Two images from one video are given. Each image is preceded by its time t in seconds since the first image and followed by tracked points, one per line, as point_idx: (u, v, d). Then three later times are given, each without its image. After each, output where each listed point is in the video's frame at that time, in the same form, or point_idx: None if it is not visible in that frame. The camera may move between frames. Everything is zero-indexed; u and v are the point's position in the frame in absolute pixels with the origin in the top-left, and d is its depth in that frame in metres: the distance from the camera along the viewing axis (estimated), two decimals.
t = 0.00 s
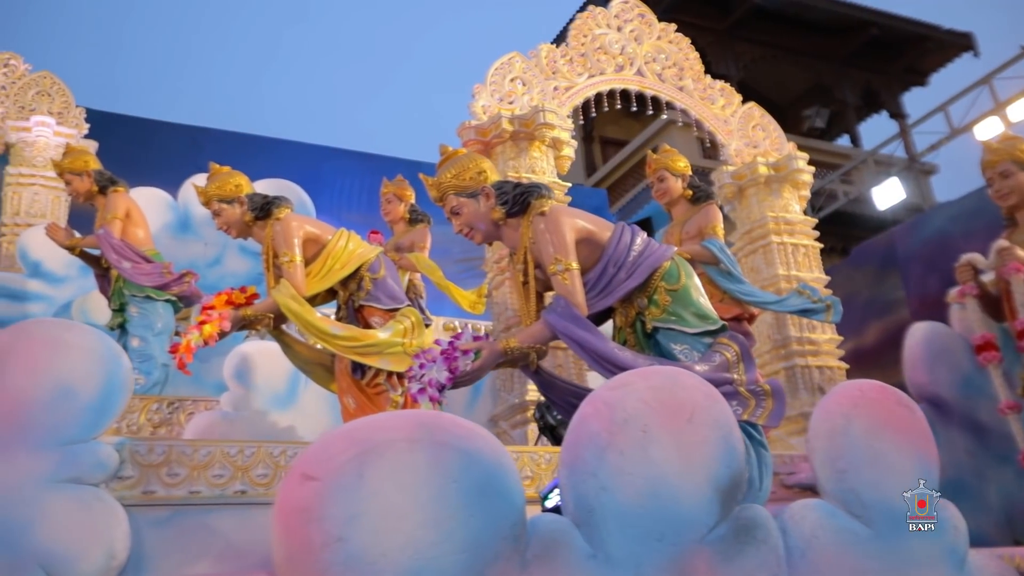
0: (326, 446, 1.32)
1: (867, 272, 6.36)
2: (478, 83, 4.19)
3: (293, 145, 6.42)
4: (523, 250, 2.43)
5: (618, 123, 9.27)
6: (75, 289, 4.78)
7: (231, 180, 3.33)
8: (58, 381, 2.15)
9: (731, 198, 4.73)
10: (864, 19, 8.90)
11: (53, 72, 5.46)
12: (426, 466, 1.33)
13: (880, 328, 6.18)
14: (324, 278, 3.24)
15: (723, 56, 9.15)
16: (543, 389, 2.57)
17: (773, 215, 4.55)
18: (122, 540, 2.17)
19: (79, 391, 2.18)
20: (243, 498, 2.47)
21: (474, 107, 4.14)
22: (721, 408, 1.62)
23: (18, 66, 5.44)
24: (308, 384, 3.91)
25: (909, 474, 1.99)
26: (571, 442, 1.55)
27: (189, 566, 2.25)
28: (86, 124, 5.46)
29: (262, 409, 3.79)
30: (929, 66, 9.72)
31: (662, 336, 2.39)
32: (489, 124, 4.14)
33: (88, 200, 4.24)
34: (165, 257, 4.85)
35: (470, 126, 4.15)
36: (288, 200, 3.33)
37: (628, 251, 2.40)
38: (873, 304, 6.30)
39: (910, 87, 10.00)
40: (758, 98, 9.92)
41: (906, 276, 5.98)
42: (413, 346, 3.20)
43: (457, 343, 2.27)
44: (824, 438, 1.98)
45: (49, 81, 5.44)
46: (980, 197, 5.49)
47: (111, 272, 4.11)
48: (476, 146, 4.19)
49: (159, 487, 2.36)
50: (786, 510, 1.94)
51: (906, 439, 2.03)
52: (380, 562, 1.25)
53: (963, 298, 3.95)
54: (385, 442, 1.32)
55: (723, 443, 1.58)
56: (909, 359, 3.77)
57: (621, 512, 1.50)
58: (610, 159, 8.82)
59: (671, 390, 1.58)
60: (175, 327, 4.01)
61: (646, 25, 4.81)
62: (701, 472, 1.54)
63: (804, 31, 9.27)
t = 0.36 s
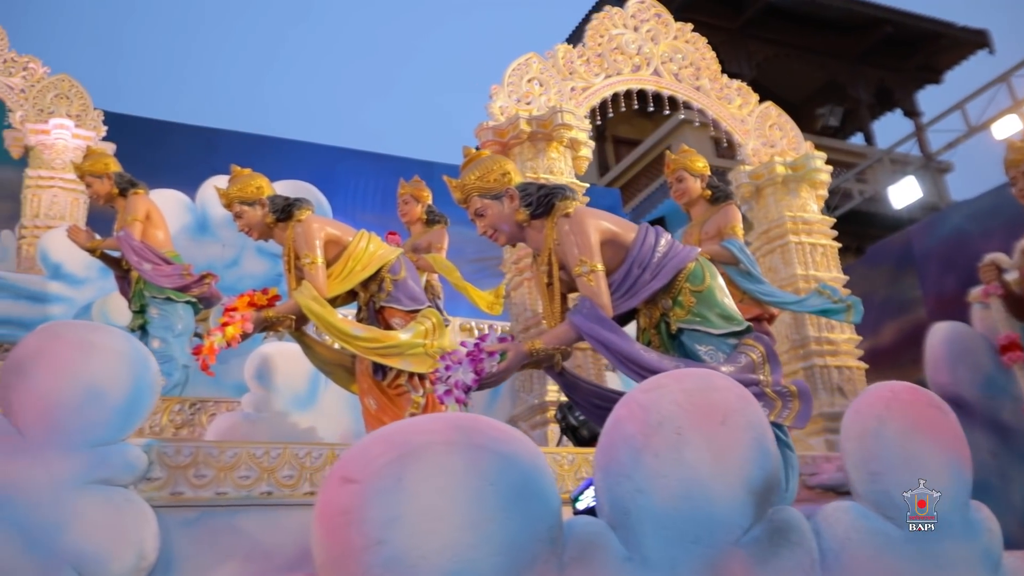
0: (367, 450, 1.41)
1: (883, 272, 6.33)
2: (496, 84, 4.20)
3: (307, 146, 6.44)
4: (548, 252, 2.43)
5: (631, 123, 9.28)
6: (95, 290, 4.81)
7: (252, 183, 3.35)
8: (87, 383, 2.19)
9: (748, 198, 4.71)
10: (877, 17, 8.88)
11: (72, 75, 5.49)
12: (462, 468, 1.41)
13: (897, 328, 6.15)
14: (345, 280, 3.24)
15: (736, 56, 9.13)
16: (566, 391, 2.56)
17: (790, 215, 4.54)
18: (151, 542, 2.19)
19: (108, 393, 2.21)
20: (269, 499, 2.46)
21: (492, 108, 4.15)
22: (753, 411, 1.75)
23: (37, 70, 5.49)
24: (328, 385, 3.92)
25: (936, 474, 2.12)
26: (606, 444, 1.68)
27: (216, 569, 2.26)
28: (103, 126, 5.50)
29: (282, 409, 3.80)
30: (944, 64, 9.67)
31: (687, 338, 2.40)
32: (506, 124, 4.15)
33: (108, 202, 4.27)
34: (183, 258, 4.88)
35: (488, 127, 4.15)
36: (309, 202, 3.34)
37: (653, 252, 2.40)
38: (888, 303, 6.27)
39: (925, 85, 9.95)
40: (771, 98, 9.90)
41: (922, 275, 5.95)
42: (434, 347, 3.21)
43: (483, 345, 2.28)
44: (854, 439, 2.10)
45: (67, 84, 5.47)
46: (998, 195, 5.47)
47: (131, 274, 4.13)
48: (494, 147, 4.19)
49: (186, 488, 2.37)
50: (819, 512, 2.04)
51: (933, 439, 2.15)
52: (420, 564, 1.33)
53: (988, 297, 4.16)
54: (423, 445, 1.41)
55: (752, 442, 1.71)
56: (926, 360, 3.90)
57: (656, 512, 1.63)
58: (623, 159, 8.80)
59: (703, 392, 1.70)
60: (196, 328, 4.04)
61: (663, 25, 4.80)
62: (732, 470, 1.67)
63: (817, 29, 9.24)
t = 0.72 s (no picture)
0: (413, 455, 1.52)
1: (904, 271, 6.29)
2: (517, 85, 4.21)
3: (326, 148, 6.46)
4: (577, 253, 2.43)
5: (647, 122, 9.27)
6: (119, 293, 4.86)
7: (278, 185, 3.36)
8: (119, 387, 2.21)
9: (770, 197, 4.69)
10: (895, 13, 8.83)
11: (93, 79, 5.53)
12: (504, 471, 1.52)
13: (918, 327, 6.11)
14: (371, 282, 3.25)
15: (754, 54, 9.10)
16: (596, 393, 2.56)
17: (813, 214, 4.52)
18: (185, 543, 2.21)
19: (142, 397, 2.24)
20: (300, 501, 2.46)
21: (513, 109, 4.15)
22: (792, 413, 1.85)
23: (60, 74, 5.53)
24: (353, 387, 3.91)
25: (972, 474, 2.22)
26: (648, 447, 1.77)
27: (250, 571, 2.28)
28: (125, 129, 5.54)
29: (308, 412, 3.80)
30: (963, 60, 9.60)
31: (717, 339, 2.39)
32: (528, 125, 4.15)
33: (133, 205, 4.30)
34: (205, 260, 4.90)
35: (510, 128, 4.15)
36: (334, 204, 3.35)
37: (683, 253, 2.39)
38: (910, 302, 6.23)
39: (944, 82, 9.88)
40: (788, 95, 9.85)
41: (945, 274, 5.91)
42: (460, 349, 3.21)
43: (513, 347, 2.28)
44: (895, 441, 2.19)
45: (89, 88, 5.50)
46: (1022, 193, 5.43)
47: (156, 276, 4.16)
48: (515, 148, 4.18)
49: (219, 491, 2.37)
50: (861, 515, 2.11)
51: (972, 440, 2.24)
52: (465, 567, 1.45)
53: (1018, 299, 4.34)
54: (468, 449, 1.52)
55: (791, 444, 1.82)
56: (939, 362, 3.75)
57: (699, 514, 1.74)
58: (639, 159, 8.78)
59: (744, 395, 1.81)
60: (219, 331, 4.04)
61: (683, 24, 4.78)
62: (771, 471, 1.79)
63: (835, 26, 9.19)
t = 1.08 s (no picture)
0: (462, 457, 1.51)
1: (930, 268, 6.24)
2: (541, 84, 4.21)
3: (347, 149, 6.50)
4: (610, 253, 2.43)
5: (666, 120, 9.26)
6: (146, 295, 4.89)
7: (306, 187, 3.37)
8: (156, 388, 2.23)
9: (796, 194, 4.66)
10: (918, 8, 8.75)
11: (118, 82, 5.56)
12: (553, 473, 1.51)
13: (944, 324, 6.06)
14: (399, 282, 3.25)
15: (774, 51, 9.06)
16: (629, 393, 2.55)
17: (840, 212, 4.49)
18: (224, 545, 2.22)
19: (178, 398, 2.25)
20: (336, 502, 2.45)
21: (538, 108, 4.15)
22: (838, 413, 1.84)
23: (85, 78, 5.57)
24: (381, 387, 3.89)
25: None
26: (695, 448, 1.77)
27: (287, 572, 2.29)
28: (150, 132, 5.58)
29: (335, 413, 3.79)
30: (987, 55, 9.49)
31: (752, 338, 2.38)
32: (553, 125, 4.15)
33: (161, 207, 4.33)
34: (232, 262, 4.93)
35: (535, 127, 4.15)
36: (362, 205, 3.36)
37: (717, 253, 2.38)
38: (936, 299, 6.18)
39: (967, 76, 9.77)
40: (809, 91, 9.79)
41: (971, 271, 5.86)
42: (489, 349, 3.20)
43: (548, 348, 2.27)
44: (943, 443, 2.19)
45: (115, 91, 5.54)
46: None
47: (184, 278, 4.19)
48: (540, 147, 4.18)
49: (255, 492, 2.37)
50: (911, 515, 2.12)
51: None
52: (516, 569, 1.44)
53: None
54: (518, 450, 1.51)
55: (839, 446, 1.81)
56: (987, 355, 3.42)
57: (747, 516, 1.72)
58: (660, 157, 8.76)
59: (790, 395, 1.80)
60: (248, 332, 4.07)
61: (707, 21, 4.75)
62: (819, 473, 1.78)
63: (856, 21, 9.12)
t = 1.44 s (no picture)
0: (518, 460, 1.57)
1: (963, 264, 6.17)
2: (570, 83, 4.20)
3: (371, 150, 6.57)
4: (648, 253, 2.41)
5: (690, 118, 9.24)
6: (178, 297, 4.90)
7: (339, 189, 3.38)
8: (199, 390, 2.24)
9: (827, 191, 4.60)
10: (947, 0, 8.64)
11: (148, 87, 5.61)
12: (608, 475, 1.56)
13: (978, 320, 5.98)
14: (433, 283, 3.26)
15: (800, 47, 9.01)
16: (668, 393, 2.52)
17: (873, 208, 4.44)
18: (266, 545, 2.21)
19: (220, 400, 2.26)
20: (375, 503, 2.45)
21: (567, 108, 4.15)
22: (893, 413, 1.86)
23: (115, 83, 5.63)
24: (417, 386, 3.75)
25: None
26: (750, 450, 1.80)
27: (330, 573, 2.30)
28: (179, 136, 5.64)
29: (369, 414, 3.70)
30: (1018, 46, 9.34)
31: (793, 337, 2.36)
32: (582, 124, 4.13)
33: (193, 210, 4.36)
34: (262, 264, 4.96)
35: (565, 126, 4.13)
36: (394, 207, 3.36)
37: (757, 251, 2.36)
38: (969, 296, 6.10)
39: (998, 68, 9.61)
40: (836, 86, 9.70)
41: (1006, 267, 5.78)
42: (523, 349, 3.20)
43: (588, 348, 2.27)
44: (997, 443, 2.24)
45: (144, 95, 5.59)
46: None
47: (216, 281, 4.22)
48: (570, 147, 4.17)
49: (296, 494, 2.38)
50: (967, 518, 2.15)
51: None
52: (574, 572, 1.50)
53: None
54: (572, 454, 1.57)
55: (894, 446, 1.83)
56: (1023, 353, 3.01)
57: (804, 517, 1.75)
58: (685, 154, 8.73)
59: (843, 396, 1.82)
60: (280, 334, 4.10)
61: (736, 18, 4.71)
62: (874, 473, 1.79)
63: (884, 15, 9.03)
